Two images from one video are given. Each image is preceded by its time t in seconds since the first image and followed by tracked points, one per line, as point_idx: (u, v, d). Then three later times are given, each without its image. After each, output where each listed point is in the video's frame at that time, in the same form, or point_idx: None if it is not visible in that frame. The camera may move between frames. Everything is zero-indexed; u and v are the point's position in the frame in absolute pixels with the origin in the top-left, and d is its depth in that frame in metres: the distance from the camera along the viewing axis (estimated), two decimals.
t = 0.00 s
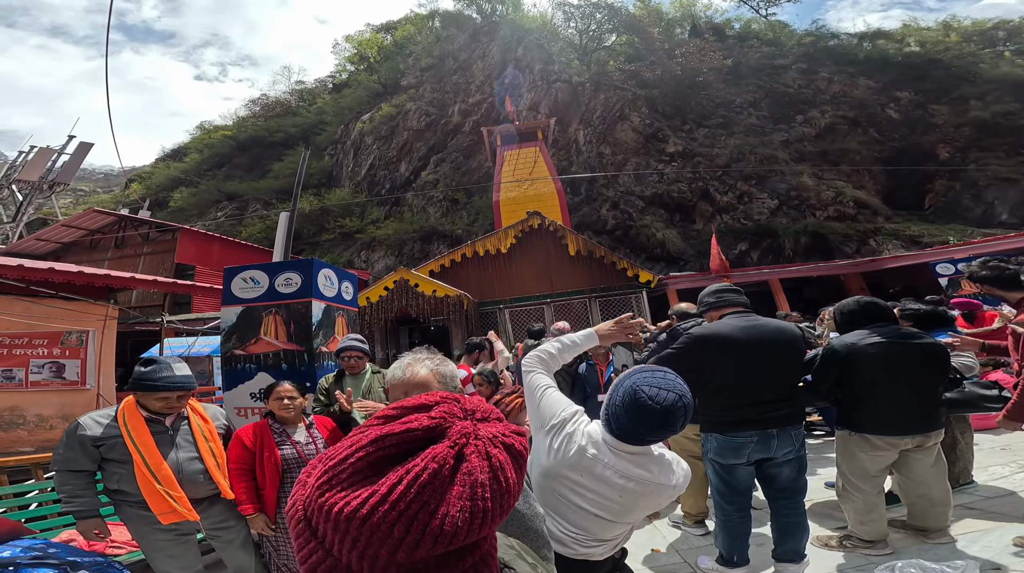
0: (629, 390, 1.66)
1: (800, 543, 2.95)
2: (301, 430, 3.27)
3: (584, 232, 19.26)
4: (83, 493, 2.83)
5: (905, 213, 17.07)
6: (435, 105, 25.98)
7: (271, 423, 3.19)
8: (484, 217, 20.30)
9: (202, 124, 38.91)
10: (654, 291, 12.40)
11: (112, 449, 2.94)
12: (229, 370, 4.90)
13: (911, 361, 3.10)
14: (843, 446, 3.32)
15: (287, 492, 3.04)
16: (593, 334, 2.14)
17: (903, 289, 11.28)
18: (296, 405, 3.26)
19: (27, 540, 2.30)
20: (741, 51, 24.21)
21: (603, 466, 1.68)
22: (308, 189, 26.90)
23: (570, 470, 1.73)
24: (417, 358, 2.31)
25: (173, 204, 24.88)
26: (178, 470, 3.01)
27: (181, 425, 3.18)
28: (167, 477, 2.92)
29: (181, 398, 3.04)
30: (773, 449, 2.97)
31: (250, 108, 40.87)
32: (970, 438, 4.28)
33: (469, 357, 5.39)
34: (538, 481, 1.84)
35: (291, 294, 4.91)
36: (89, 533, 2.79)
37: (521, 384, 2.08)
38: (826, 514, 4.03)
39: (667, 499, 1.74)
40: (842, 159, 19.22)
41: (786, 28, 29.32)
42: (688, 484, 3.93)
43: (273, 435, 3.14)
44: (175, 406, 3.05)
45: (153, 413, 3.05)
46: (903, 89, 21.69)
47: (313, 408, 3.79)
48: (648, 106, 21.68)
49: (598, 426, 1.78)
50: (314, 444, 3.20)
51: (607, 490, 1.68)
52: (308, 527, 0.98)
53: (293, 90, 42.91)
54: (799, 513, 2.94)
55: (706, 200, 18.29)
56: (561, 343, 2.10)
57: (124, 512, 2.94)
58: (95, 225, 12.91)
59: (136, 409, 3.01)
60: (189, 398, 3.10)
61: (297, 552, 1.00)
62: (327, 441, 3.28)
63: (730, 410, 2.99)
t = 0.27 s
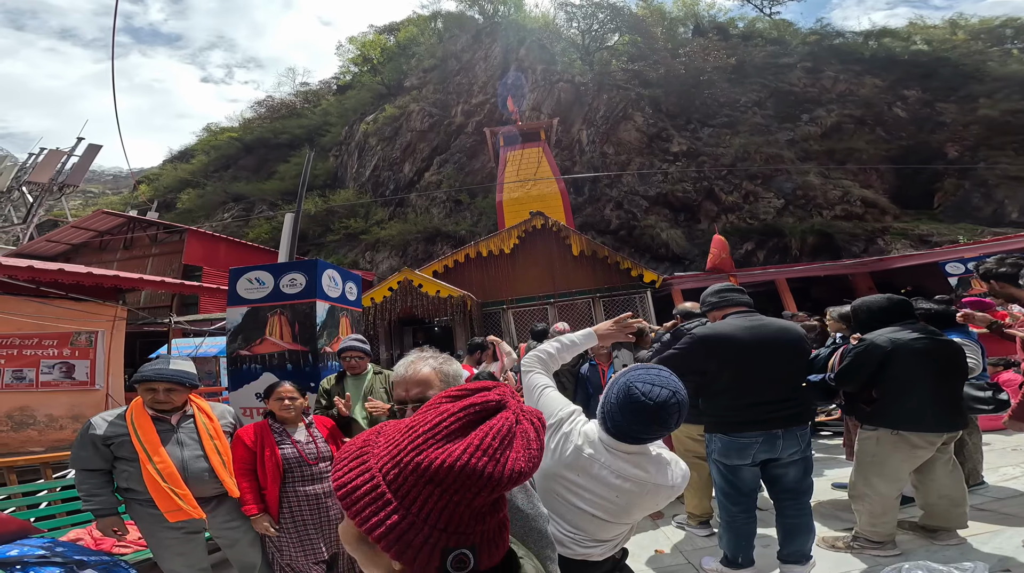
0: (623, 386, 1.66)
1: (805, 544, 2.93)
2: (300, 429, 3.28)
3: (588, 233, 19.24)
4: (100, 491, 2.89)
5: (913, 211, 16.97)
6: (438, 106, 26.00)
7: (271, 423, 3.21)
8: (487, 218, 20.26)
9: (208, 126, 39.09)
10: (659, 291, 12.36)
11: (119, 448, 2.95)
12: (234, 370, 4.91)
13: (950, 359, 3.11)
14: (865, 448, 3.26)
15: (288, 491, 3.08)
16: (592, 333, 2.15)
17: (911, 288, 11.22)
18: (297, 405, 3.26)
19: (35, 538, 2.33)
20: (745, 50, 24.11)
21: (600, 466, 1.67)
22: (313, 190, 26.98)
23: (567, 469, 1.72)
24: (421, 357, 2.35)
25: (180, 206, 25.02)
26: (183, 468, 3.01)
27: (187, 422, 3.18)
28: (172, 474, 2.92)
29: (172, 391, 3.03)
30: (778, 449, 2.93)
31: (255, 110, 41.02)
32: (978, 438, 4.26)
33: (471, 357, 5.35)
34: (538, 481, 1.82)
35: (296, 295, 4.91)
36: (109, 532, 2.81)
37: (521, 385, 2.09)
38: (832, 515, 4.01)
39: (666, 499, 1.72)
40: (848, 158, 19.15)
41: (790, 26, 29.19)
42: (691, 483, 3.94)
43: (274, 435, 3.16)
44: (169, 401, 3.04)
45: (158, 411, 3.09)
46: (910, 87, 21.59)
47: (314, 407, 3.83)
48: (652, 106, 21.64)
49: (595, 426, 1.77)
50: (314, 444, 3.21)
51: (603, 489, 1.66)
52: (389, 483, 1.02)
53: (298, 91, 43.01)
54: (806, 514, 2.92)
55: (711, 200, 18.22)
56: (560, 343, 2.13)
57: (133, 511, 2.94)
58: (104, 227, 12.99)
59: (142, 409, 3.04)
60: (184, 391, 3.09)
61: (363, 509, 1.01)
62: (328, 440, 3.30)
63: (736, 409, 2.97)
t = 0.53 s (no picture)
0: (619, 391, 1.64)
1: (806, 548, 2.93)
2: (301, 431, 3.30)
3: (590, 236, 19.24)
4: (112, 490, 2.90)
5: (918, 214, 16.89)
6: (442, 109, 26.07)
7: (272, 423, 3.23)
8: (490, 220, 20.28)
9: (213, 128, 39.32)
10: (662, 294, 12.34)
11: (125, 446, 2.95)
12: (237, 371, 4.91)
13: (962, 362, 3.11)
14: (880, 451, 3.23)
15: (289, 492, 3.08)
16: (591, 337, 2.12)
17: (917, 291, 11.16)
18: (298, 407, 3.28)
19: (36, 538, 2.31)
20: (749, 53, 24.09)
21: (596, 473, 1.66)
22: (318, 193, 27.11)
23: (564, 475, 1.70)
24: (423, 359, 2.34)
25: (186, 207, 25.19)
26: (188, 467, 3.01)
27: (195, 422, 3.19)
28: (175, 473, 2.91)
29: (175, 387, 3.04)
30: (780, 452, 2.92)
31: (261, 113, 41.23)
32: (982, 443, 4.22)
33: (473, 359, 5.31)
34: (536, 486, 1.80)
35: (299, 296, 4.91)
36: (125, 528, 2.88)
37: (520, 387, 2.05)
38: (835, 519, 3.99)
39: (662, 500, 1.73)
40: (853, 161, 19.10)
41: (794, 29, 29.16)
42: (692, 487, 3.95)
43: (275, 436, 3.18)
44: (173, 397, 3.06)
45: (167, 409, 3.11)
46: (915, 90, 21.54)
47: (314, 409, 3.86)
48: (655, 109, 21.67)
49: (592, 431, 1.76)
50: (315, 446, 3.24)
51: (599, 494, 1.66)
52: (429, 456, 1.13)
53: (303, 94, 43.21)
54: (808, 518, 2.91)
55: (715, 203, 18.19)
56: (558, 347, 2.10)
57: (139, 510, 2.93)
58: (112, 227, 13.08)
59: (154, 408, 3.07)
60: (188, 387, 3.10)
61: (404, 485, 1.09)
62: (328, 442, 3.33)
63: (736, 413, 2.96)
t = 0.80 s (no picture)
0: (614, 400, 1.63)
1: (808, 561, 2.89)
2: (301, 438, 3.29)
3: (592, 245, 19.29)
4: (102, 494, 2.88)
5: (921, 224, 16.87)
6: (446, 118, 26.25)
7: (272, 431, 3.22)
8: (492, 229, 20.34)
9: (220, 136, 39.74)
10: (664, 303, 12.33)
11: (123, 450, 2.94)
12: (237, 377, 4.91)
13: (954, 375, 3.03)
14: (869, 461, 3.23)
15: (287, 500, 3.07)
16: (590, 347, 2.14)
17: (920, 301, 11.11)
18: (299, 414, 3.28)
19: (23, 541, 2.28)
20: (751, 64, 24.28)
21: (591, 483, 1.64)
22: (322, 200, 27.30)
23: (559, 485, 1.70)
24: (424, 367, 2.34)
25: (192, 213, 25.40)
26: (183, 472, 2.97)
27: (196, 427, 3.17)
28: (170, 479, 2.90)
29: (180, 390, 3.03)
30: (781, 464, 2.90)
31: (268, 121, 41.62)
32: (985, 455, 4.18)
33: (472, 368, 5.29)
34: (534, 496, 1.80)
35: (300, 302, 4.91)
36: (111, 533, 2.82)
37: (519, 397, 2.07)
38: (837, 531, 3.93)
39: (660, 513, 1.69)
40: (856, 171, 19.11)
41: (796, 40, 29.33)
42: (693, 498, 3.89)
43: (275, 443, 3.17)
44: (177, 400, 3.04)
45: (170, 413, 3.11)
46: (916, 100, 21.61)
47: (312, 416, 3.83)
48: (658, 120, 21.82)
49: (588, 440, 1.74)
50: (314, 454, 3.23)
51: (594, 506, 1.64)
52: (441, 452, 1.20)
53: (309, 103, 43.62)
54: (809, 530, 2.88)
55: (717, 213, 18.22)
56: (557, 357, 2.15)
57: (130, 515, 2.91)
58: (117, 232, 13.19)
59: (157, 411, 3.07)
60: (192, 391, 3.09)
61: (418, 478, 1.14)
62: (328, 450, 3.33)
63: (737, 424, 2.95)
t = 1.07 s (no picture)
0: (618, 407, 1.63)
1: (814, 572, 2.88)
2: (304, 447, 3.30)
3: (594, 255, 19.30)
4: (100, 502, 2.82)
5: (922, 233, 16.88)
6: (449, 128, 26.43)
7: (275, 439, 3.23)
8: (494, 239, 20.37)
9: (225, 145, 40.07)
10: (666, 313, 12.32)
11: (124, 456, 2.90)
12: (238, 385, 4.91)
13: (926, 387, 2.98)
14: (861, 472, 3.25)
15: (289, 509, 3.07)
16: (593, 356, 2.15)
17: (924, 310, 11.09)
18: (301, 422, 3.28)
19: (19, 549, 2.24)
20: (751, 75, 24.51)
21: (594, 491, 1.63)
22: (325, 209, 27.45)
23: (562, 493, 1.69)
24: (427, 376, 2.33)
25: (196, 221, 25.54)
26: (185, 480, 2.96)
27: (198, 434, 3.16)
28: (172, 486, 2.87)
29: (183, 397, 3.03)
30: (786, 473, 2.89)
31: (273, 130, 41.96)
32: (991, 462, 4.17)
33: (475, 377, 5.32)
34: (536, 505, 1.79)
35: (303, 310, 4.93)
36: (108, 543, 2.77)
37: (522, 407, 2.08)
38: (844, 542, 3.89)
39: (665, 523, 1.68)
40: (856, 180, 19.20)
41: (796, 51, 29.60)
42: (697, 509, 3.83)
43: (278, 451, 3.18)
44: (180, 407, 3.04)
45: (172, 420, 3.09)
46: (915, 110, 21.76)
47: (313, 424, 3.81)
48: (659, 130, 21.97)
49: (592, 449, 1.74)
50: (317, 462, 3.23)
51: (598, 514, 1.62)
52: (459, 455, 1.20)
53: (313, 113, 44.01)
54: (814, 541, 2.87)
55: (718, 223, 18.26)
56: (559, 365, 2.15)
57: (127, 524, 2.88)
58: (122, 239, 13.26)
59: (159, 418, 3.05)
60: (195, 398, 3.08)
61: (440, 479, 1.14)
62: (330, 459, 3.33)
63: (743, 433, 2.93)
